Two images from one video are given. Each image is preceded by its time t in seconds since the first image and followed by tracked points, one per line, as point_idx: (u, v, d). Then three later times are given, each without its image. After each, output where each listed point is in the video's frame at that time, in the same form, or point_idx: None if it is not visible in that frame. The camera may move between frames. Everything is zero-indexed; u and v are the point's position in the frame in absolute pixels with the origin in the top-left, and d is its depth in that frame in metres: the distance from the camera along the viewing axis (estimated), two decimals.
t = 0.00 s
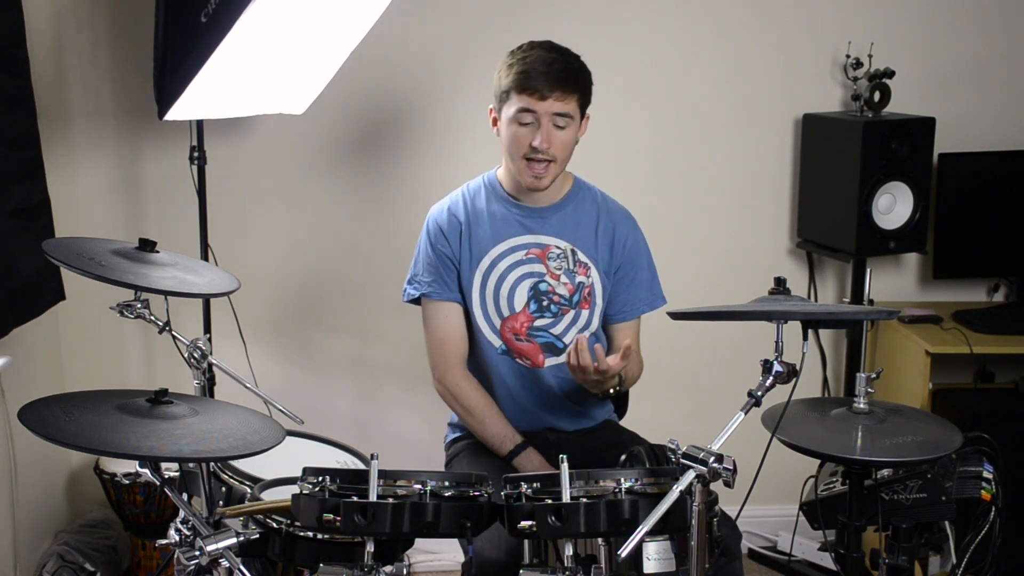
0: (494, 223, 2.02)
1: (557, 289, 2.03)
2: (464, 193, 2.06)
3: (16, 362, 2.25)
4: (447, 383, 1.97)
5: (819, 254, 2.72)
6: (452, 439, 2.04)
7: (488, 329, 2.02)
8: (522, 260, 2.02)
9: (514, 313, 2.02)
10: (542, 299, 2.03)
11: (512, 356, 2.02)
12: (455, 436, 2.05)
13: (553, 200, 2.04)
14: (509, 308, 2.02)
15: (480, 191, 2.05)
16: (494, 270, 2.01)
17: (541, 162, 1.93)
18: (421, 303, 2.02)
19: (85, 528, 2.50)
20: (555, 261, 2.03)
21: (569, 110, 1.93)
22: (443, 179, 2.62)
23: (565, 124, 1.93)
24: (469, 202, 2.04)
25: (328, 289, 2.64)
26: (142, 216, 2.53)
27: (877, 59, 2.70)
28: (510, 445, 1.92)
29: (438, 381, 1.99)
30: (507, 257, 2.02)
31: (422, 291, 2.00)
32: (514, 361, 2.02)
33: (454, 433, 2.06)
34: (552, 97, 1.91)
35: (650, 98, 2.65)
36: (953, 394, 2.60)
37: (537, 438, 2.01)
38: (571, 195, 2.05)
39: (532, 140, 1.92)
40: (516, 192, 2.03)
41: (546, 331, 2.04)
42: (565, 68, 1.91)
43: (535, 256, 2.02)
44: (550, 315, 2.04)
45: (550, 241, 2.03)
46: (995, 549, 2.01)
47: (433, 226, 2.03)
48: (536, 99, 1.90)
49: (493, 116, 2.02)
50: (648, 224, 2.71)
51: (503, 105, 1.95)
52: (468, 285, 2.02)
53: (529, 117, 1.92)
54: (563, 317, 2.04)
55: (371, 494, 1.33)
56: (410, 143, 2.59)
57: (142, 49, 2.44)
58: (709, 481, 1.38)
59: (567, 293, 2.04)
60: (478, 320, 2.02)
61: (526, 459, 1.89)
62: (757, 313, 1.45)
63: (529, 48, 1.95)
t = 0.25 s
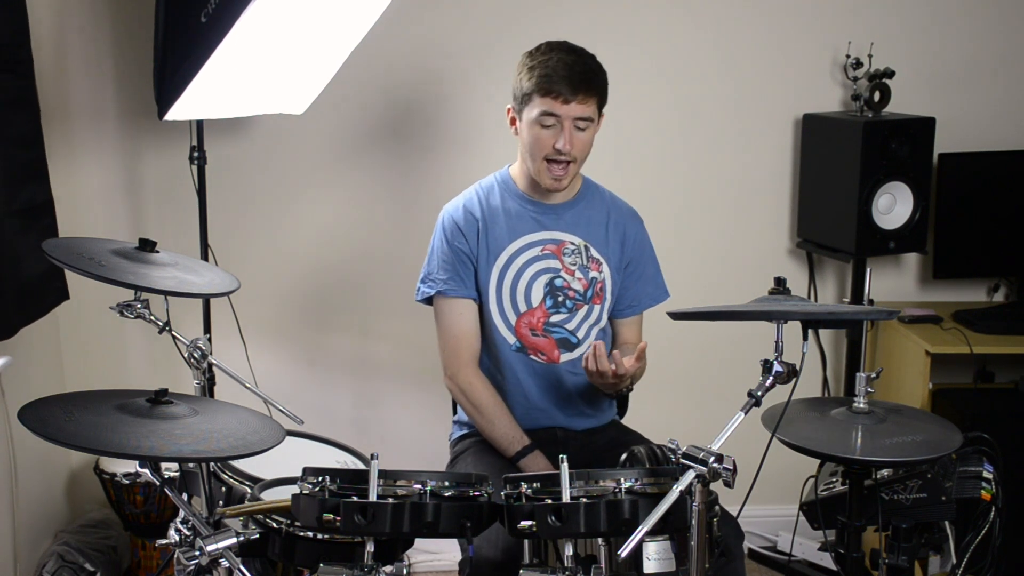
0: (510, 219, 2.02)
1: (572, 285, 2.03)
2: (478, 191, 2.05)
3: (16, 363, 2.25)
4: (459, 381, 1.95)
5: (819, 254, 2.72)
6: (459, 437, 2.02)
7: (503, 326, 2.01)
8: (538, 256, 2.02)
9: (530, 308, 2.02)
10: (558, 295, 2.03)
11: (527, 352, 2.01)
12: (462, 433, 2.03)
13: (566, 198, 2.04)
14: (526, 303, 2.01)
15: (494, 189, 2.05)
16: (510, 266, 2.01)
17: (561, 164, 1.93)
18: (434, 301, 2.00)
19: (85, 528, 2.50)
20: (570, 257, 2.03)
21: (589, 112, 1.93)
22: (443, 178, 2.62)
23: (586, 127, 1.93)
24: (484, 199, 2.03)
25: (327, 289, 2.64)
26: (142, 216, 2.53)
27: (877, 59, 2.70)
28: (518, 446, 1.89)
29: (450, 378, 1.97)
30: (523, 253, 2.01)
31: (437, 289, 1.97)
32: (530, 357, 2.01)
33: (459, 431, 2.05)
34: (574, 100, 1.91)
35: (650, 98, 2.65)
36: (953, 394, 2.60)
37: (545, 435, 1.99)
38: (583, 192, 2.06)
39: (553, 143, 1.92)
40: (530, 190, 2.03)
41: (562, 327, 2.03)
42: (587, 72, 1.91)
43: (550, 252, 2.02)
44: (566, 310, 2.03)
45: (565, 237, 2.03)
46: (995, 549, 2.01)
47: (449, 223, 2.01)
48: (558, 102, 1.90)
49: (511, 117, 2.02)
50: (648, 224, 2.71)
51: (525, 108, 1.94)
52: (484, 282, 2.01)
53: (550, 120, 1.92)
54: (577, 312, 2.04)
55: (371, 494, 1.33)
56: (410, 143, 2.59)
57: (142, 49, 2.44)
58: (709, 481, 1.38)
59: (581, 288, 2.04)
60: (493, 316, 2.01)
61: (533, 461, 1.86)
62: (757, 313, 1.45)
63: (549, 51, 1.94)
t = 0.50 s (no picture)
0: (515, 216, 2.02)
1: (576, 283, 2.03)
2: (483, 188, 2.05)
3: (16, 363, 2.25)
4: (463, 377, 1.95)
5: (819, 255, 2.72)
6: (461, 436, 2.02)
7: (506, 323, 2.01)
8: (542, 254, 2.01)
9: (534, 305, 2.01)
10: (561, 293, 2.02)
11: (530, 349, 2.01)
12: (464, 432, 2.03)
13: (571, 196, 2.04)
14: (530, 300, 2.01)
15: (500, 186, 2.04)
16: (515, 263, 2.01)
17: (560, 146, 1.95)
18: (439, 297, 2.00)
19: (85, 528, 2.50)
20: (574, 255, 2.03)
21: (590, 98, 1.97)
22: (443, 179, 2.62)
23: (585, 113, 1.97)
24: (489, 196, 2.03)
25: (327, 290, 2.64)
26: (142, 217, 2.53)
27: (877, 59, 2.70)
28: (520, 444, 1.89)
29: (454, 375, 1.97)
30: (528, 250, 2.01)
31: (442, 285, 1.97)
32: (534, 354, 2.01)
33: (461, 430, 2.04)
34: (574, 83, 1.95)
35: (650, 99, 2.65)
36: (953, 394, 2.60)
37: (548, 433, 1.99)
38: (587, 192, 2.06)
39: (552, 124, 1.95)
40: (536, 187, 2.02)
41: (565, 324, 2.03)
42: (587, 59, 1.96)
43: (555, 250, 2.02)
44: (569, 308, 2.03)
45: (570, 235, 2.03)
46: (995, 549, 2.01)
47: (454, 219, 2.01)
48: (557, 83, 1.95)
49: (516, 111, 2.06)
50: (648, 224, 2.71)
51: (526, 94, 1.99)
52: (488, 278, 2.00)
53: (550, 103, 1.96)
54: (581, 310, 2.04)
55: (371, 494, 1.33)
56: (410, 143, 2.59)
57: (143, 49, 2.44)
58: (709, 481, 1.38)
59: (585, 287, 2.04)
60: (497, 312, 2.01)
61: (535, 459, 1.86)
62: (757, 313, 1.45)
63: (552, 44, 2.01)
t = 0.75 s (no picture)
0: (516, 216, 2.01)
1: (576, 284, 2.03)
2: (484, 187, 2.04)
3: (16, 363, 2.25)
4: (462, 378, 1.94)
5: (819, 254, 2.72)
6: (460, 436, 2.02)
7: (506, 323, 2.01)
8: (543, 254, 2.01)
9: (534, 306, 2.02)
10: (562, 294, 2.03)
11: (530, 350, 2.01)
12: (463, 432, 2.03)
13: (572, 195, 2.04)
14: (530, 301, 2.01)
15: (501, 185, 2.04)
16: (516, 263, 2.00)
17: (559, 135, 1.96)
18: (439, 297, 1.99)
19: (84, 528, 2.49)
20: (575, 255, 2.03)
21: (585, 87, 1.99)
22: (444, 179, 2.62)
23: (581, 103, 1.98)
24: (490, 196, 2.02)
25: (327, 290, 2.64)
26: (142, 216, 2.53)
27: (877, 59, 2.70)
28: (520, 445, 1.89)
29: (453, 375, 1.96)
30: (529, 251, 2.01)
31: (443, 285, 1.96)
32: (533, 355, 2.01)
33: (460, 430, 2.04)
34: (568, 73, 1.98)
35: (650, 99, 2.65)
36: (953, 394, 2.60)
37: (547, 434, 1.99)
38: (588, 192, 2.06)
39: (549, 114, 1.96)
40: (537, 185, 2.02)
41: (565, 325, 2.03)
42: (581, 51, 2.00)
43: (556, 250, 2.02)
44: (569, 309, 2.03)
45: (571, 235, 2.03)
46: (995, 549, 2.01)
47: (455, 219, 2.00)
48: (551, 75, 1.97)
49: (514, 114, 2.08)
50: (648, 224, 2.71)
51: (522, 90, 2.01)
52: (489, 278, 2.00)
53: (545, 94, 1.97)
54: (581, 311, 2.04)
55: (371, 494, 1.33)
56: (410, 143, 2.59)
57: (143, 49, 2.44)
58: (709, 481, 1.38)
59: (586, 288, 2.04)
60: (497, 312, 2.00)
61: (535, 460, 1.86)
62: (757, 313, 1.45)
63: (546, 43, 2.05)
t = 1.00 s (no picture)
0: (518, 219, 2.02)
1: (582, 284, 2.02)
2: (486, 192, 2.05)
3: (16, 363, 2.25)
4: (466, 382, 1.95)
5: (819, 255, 2.72)
6: (462, 437, 2.02)
7: (511, 326, 2.01)
8: (546, 255, 2.01)
9: (538, 308, 2.01)
10: (567, 294, 2.02)
11: (536, 352, 2.00)
12: (465, 433, 2.03)
13: (574, 195, 2.04)
14: (534, 303, 2.01)
15: (503, 189, 2.05)
16: (518, 266, 2.01)
17: (545, 134, 1.96)
18: (444, 303, 2.00)
19: (84, 528, 2.49)
20: (579, 255, 2.02)
21: (547, 79, 1.98)
22: (443, 179, 2.62)
23: (552, 95, 1.98)
24: (492, 200, 2.04)
25: (327, 290, 2.64)
26: (142, 216, 2.53)
27: (877, 59, 2.70)
28: (523, 448, 1.89)
29: (458, 380, 1.97)
30: (532, 253, 2.01)
31: (447, 290, 1.98)
32: (540, 358, 2.00)
33: (461, 431, 2.05)
34: (525, 73, 1.98)
35: (650, 99, 2.65)
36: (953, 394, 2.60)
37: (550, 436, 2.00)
38: (591, 188, 2.05)
39: (525, 119, 1.97)
40: (537, 187, 2.02)
41: (572, 326, 2.02)
42: (530, 47, 2.00)
43: (559, 251, 2.02)
44: (576, 310, 2.02)
45: (574, 235, 2.03)
46: (995, 549, 2.01)
47: (458, 225, 2.02)
48: (512, 82, 1.98)
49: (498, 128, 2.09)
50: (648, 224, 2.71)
51: (495, 106, 2.03)
52: (492, 282, 2.01)
53: (515, 102, 1.98)
54: (588, 311, 2.03)
55: (371, 494, 1.33)
56: (410, 143, 2.59)
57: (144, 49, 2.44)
58: (709, 481, 1.38)
59: (592, 287, 2.02)
60: (501, 316, 2.01)
61: (538, 463, 1.86)
62: (757, 313, 1.45)
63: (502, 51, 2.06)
